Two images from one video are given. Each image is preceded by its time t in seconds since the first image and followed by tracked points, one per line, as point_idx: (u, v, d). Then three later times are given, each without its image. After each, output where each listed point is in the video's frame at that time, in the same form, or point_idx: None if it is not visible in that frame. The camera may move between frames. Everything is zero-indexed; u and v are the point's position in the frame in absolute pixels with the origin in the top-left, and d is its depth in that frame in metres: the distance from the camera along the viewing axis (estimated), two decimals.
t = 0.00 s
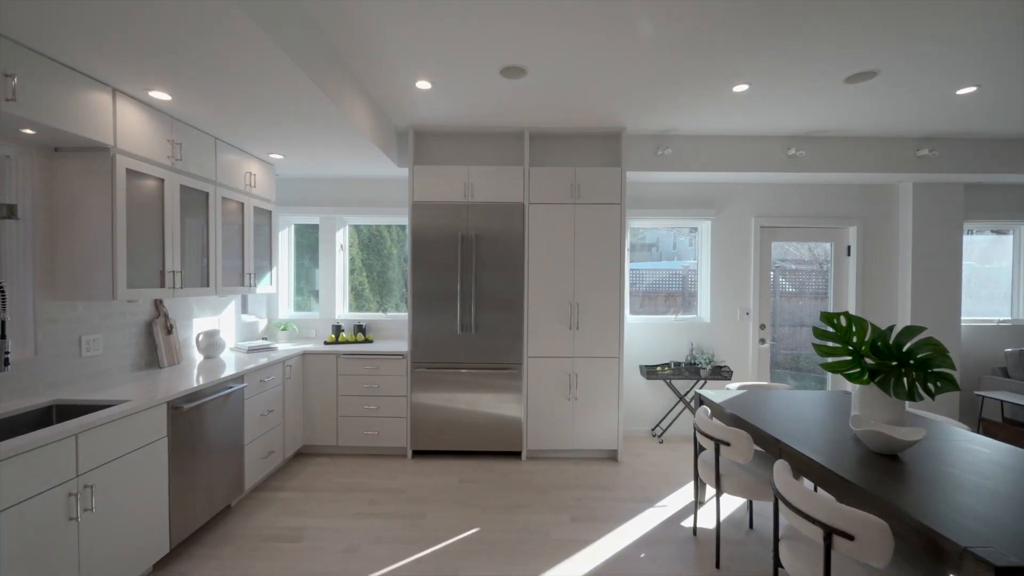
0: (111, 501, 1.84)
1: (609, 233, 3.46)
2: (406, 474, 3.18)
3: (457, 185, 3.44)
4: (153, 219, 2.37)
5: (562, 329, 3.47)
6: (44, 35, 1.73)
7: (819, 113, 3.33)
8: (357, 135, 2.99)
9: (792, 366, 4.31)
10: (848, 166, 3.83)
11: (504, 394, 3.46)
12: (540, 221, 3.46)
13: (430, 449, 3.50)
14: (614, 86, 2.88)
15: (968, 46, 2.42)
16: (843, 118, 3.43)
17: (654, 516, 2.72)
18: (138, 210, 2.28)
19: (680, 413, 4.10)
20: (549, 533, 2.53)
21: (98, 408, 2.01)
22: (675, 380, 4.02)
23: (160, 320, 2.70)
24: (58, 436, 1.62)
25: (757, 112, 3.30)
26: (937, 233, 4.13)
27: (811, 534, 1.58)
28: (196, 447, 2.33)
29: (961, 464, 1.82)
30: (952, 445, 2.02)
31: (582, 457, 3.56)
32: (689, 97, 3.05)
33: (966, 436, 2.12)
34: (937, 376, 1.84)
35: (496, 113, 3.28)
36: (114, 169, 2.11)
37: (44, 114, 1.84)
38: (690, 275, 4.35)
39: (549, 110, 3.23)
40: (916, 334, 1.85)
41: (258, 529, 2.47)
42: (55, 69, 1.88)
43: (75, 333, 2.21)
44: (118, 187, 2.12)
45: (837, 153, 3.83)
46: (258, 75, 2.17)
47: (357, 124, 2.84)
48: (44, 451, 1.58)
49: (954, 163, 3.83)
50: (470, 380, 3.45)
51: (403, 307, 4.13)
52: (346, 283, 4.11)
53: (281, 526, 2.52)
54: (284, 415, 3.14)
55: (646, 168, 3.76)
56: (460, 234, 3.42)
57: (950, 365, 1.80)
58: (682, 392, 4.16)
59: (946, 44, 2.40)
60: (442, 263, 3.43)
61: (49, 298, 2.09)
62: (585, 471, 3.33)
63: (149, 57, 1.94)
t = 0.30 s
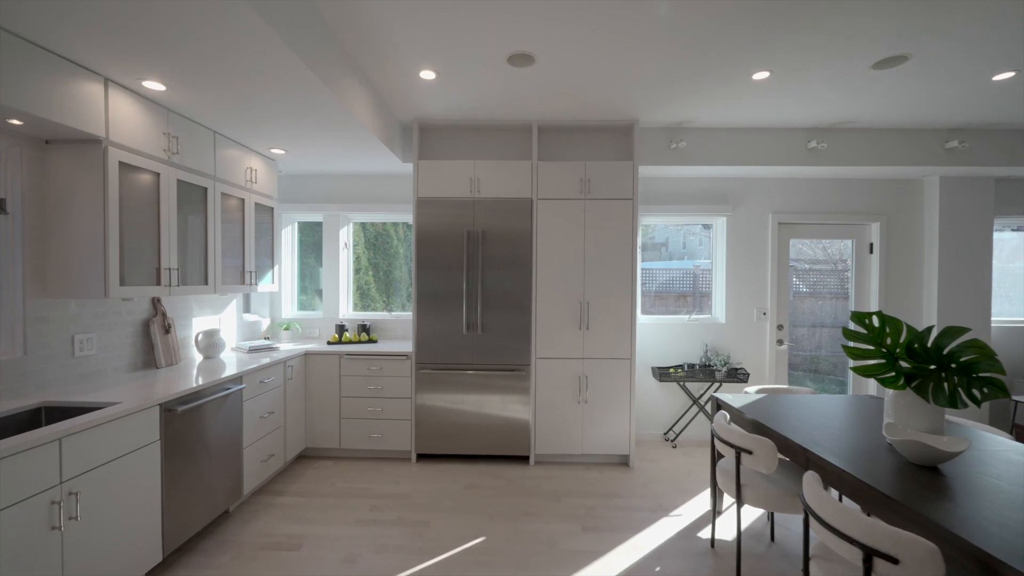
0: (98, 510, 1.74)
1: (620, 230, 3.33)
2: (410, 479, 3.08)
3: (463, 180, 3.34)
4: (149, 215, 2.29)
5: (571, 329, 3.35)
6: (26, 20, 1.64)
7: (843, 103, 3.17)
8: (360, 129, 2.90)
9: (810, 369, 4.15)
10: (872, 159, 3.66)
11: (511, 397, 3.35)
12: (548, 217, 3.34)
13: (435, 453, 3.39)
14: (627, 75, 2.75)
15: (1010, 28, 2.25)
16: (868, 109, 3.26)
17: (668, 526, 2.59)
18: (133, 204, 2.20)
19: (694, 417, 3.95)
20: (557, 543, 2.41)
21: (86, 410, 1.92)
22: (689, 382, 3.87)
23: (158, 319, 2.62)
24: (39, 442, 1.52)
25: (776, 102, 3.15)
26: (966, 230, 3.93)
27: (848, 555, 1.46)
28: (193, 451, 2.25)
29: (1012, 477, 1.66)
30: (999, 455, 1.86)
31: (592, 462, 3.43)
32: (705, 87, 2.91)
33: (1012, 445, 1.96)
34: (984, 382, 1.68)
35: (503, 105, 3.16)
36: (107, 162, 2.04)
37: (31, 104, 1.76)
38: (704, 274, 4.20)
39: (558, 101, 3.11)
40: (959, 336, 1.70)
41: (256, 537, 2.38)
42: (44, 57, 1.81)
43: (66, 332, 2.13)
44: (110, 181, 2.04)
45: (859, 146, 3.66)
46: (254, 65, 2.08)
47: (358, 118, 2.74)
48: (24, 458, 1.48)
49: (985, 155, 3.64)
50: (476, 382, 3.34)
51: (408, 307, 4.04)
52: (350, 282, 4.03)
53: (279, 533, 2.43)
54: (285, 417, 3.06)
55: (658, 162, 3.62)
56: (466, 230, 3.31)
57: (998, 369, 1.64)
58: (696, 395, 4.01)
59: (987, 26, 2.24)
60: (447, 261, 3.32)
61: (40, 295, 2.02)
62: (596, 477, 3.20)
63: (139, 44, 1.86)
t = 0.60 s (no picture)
0: (88, 521, 1.64)
1: (635, 228, 3.19)
2: (416, 486, 2.98)
3: (472, 176, 3.23)
4: (147, 213, 2.22)
5: (583, 331, 3.22)
6: (12, 7, 1.56)
7: (872, 94, 3.00)
8: (365, 125, 2.80)
9: (834, 373, 3.96)
10: (902, 153, 3.47)
11: (521, 401, 3.23)
12: (560, 214, 3.22)
13: (442, 458, 3.29)
14: (643, 66, 2.62)
15: None
16: (899, 99, 3.08)
17: (687, 539, 2.46)
18: (129, 201, 2.12)
19: (711, 423, 3.80)
20: (569, 557, 2.29)
21: (80, 415, 1.84)
22: (706, 387, 3.72)
23: (158, 320, 2.56)
24: (22, 451, 1.42)
25: (801, 93, 2.98)
26: (1002, 227, 3.72)
27: None
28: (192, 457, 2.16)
29: None
30: None
31: (605, 470, 3.30)
32: (726, 77, 2.76)
33: None
34: None
35: (513, 98, 3.05)
36: (101, 157, 1.96)
37: (21, 96, 1.68)
38: (721, 274, 4.04)
39: (570, 94, 2.99)
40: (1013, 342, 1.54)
41: (256, 546, 2.30)
42: (35, 48, 1.74)
43: (62, 334, 2.06)
44: (106, 177, 1.97)
45: (888, 139, 3.47)
46: (253, 57, 1.99)
47: (363, 113, 2.64)
48: (5, 468, 1.39)
49: None
50: (485, 386, 3.23)
51: (415, 307, 3.94)
52: (357, 283, 3.95)
53: (279, 543, 2.34)
54: (288, 421, 2.98)
55: (674, 157, 3.48)
56: (474, 229, 3.20)
57: None
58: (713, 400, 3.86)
59: None
60: (455, 260, 3.22)
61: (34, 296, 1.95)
62: (609, 485, 3.07)
63: (133, 34, 1.78)
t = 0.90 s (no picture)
0: (82, 532, 1.58)
1: (651, 227, 3.07)
2: (424, 492, 2.89)
3: (481, 174, 3.13)
4: (148, 211, 2.16)
5: (596, 333, 3.11)
6: None
7: (906, 84, 2.83)
8: (372, 121, 2.72)
9: (860, 378, 3.78)
10: (935, 147, 3.28)
11: (532, 406, 3.12)
12: (572, 213, 3.10)
13: (451, 464, 3.20)
14: (661, 58, 2.49)
15: None
16: (934, 90, 2.90)
17: (707, 554, 2.33)
18: (130, 200, 2.06)
19: (730, 429, 3.65)
20: (583, 571, 2.18)
21: (78, 419, 1.79)
22: (724, 392, 3.57)
23: (162, 321, 2.51)
24: (10, 459, 1.35)
25: (828, 84, 2.83)
26: None
27: None
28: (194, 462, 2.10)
29: None
30: None
31: (619, 477, 3.18)
32: (750, 68, 2.62)
33: None
34: None
35: (524, 93, 2.94)
36: (100, 154, 1.90)
37: (17, 91, 1.63)
38: (740, 274, 3.89)
39: (584, 89, 2.87)
40: None
41: (258, 554, 2.23)
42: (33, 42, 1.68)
43: (62, 336, 2.02)
44: (105, 175, 1.91)
45: (920, 132, 3.29)
46: (255, 51, 1.92)
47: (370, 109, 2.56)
48: None
49: None
50: (495, 389, 3.13)
51: (424, 308, 3.86)
52: (365, 283, 3.88)
53: (283, 551, 2.27)
54: (294, 424, 2.92)
55: (692, 153, 3.34)
56: (484, 228, 3.11)
57: None
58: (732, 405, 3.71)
59: None
60: (464, 260, 3.12)
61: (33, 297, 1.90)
62: (624, 494, 2.95)
63: (131, 27, 1.71)
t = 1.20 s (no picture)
0: (71, 543, 1.52)
1: (667, 224, 2.93)
2: (431, 499, 2.81)
3: (490, 170, 3.04)
4: (148, 210, 2.11)
5: (610, 335, 2.98)
6: None
7: (942, 71, 2.65)
8: (378, 117, 2.64)
9: (889, 383, 3.59)
10: (975, 138, 3.07)
11: (543, 410, 3.01)
12: (584, 210, 2.99)
13: (459, 469, 3.11)
14: (679, 47, 2.36)
15: None
16: (974, 76, 2.71)
17: (728, 570, 2.19)
18: (129, 198, 2.01)
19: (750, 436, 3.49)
20: None
21: (73, 423, 1.74)
22: (744, 396, 3.42)
23: (165, 322, 2.47)
24: None
25: (857, 72, 2.66)
26: None
27: None
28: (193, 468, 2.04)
29: None
30: None
31: (634, 486, 3.05)
32: (773, 56, 2.48)
33: None
34: None
35: (534, 86, 2.84)
36: (97, 150, 1.85)
37: (10, 86, 1.57)
38: (761, 274, 3.72)
39: (597, 81, 2.76)
40: None
41: (259, 563, 2.16)
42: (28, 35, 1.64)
43: (61, 337, 1.97)
44: (102, 172, 1.86)
45: (956, 122, 3.09)
46: (253, 43, 1.84)
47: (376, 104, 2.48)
48: None
49: None
50: (504, 393, 3.02)
51: (433, 309, 3.78)
52: (373, 283, 3.82)
53: (284, 559, 2.20)
54: (299, 427, 2.85)
55: (710, 146, 3.19)
56: (492, 226, 3.01)
57: None
58: (753, 410, 3.55)
59: None
60: (473, 260, 3.03)
61: (31, 298, 1.86)
62: (639, 503, 2.83)
63: (125, 20, 1.65)
